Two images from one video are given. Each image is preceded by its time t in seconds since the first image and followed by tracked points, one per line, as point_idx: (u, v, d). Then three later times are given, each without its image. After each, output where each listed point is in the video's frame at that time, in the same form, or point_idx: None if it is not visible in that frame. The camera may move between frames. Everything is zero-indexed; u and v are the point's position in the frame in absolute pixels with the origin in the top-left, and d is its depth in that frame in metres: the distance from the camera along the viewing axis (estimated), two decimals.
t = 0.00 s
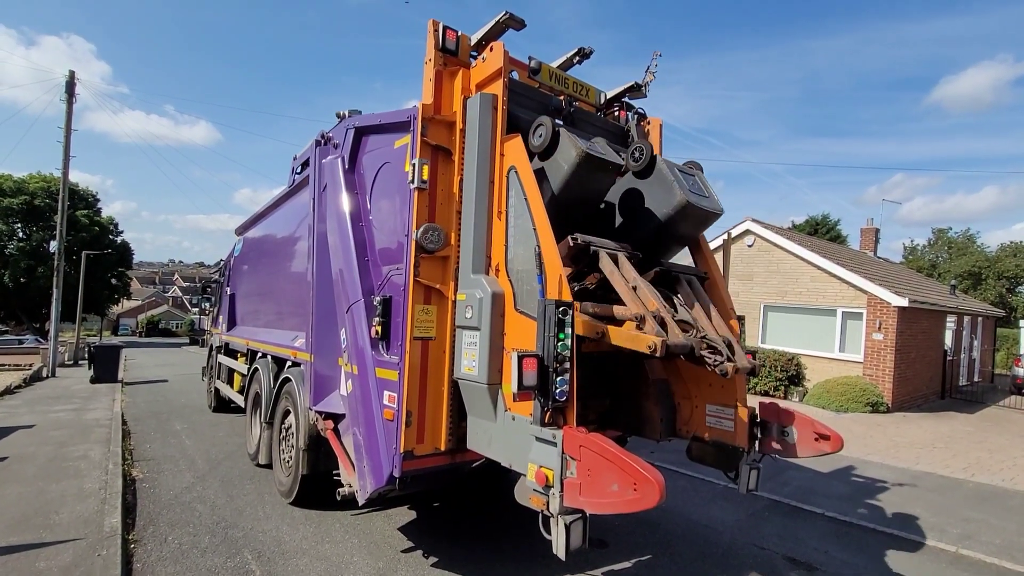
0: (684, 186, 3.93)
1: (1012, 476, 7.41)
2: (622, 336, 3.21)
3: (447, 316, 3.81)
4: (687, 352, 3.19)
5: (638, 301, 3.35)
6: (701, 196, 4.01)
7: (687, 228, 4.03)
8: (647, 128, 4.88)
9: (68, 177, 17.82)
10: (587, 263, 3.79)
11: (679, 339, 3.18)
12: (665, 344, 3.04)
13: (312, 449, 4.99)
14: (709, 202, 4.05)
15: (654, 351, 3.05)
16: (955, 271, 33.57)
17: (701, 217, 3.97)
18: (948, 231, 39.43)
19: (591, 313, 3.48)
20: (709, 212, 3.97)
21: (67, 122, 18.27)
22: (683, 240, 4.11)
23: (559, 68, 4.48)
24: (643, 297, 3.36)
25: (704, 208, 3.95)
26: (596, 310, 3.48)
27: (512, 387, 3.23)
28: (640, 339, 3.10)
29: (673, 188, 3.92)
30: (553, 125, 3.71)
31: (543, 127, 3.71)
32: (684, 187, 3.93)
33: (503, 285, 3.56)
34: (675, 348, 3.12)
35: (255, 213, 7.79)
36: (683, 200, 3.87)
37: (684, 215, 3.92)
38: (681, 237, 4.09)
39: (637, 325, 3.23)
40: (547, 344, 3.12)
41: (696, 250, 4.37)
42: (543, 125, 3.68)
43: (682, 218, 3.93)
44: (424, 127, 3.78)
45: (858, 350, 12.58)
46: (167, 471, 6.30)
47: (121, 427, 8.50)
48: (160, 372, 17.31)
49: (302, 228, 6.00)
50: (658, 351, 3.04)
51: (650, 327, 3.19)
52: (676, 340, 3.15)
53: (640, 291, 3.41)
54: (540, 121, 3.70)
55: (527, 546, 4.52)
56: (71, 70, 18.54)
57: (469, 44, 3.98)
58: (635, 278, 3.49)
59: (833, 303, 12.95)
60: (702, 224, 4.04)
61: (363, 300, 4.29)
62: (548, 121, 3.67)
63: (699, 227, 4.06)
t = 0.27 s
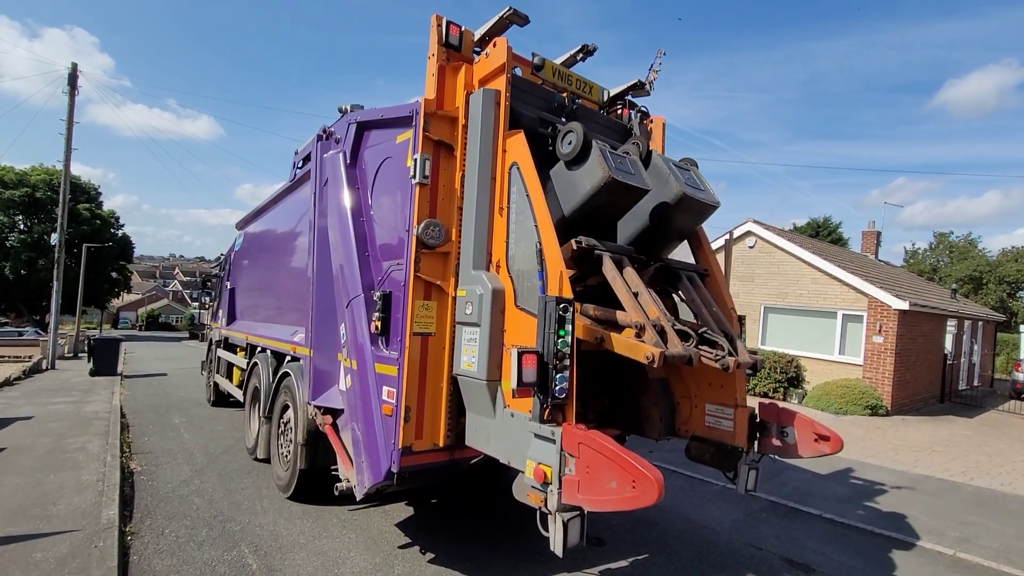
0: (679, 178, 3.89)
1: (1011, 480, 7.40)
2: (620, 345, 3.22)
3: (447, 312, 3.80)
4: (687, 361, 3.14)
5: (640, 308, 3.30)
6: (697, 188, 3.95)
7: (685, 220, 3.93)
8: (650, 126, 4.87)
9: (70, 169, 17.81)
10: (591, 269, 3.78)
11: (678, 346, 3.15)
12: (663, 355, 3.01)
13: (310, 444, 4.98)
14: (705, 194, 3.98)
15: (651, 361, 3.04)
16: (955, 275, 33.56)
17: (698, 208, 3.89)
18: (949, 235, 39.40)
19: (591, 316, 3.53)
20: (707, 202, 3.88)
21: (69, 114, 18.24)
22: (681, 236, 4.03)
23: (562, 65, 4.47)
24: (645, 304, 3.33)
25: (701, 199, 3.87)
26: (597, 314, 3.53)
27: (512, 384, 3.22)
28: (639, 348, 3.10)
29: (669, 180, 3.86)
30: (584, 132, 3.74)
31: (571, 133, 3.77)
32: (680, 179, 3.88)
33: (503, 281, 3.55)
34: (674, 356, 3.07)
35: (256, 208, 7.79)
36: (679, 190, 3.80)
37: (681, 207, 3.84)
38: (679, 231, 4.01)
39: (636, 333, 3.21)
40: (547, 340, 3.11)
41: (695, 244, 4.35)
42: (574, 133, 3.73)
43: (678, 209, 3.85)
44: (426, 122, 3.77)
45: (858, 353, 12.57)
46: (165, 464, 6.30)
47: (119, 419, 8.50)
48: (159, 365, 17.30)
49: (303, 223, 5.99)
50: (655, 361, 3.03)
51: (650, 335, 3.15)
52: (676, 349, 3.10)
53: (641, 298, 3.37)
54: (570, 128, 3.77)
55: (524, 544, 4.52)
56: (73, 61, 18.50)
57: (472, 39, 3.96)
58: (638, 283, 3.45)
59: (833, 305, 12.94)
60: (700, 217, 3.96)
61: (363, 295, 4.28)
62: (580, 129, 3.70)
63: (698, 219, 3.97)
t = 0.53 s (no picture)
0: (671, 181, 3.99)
1: (1010, 483, 7.40)
2: (621, 327, 3.17)
3: (447, 310, 3.80)
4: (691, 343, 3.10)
5: (639, 294, 3.28)
6: (689, 190, 4.05)
7: (677, 221, 4.04)
8: (651, 126, 4.85)
9: (71, 164, 17.80)
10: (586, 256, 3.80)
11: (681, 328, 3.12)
12: (665, 334, 2.98)
13: (309, 441, 4.98)
14: (698, 196, 4.08)
15: (654, 341, 3.00)
16: (955, 277, 33.56)
17: (691, 209, 3.99)
18: (950, 238, 39.39)
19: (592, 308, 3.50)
20: (699, 204, 4.00)
21: (71, 110, 18.24)
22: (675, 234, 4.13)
23: (564, 64, 4.47)
24: (643, 290, 3.31)
25: (693, 201, 3.97)
26: (598, 306, 3.50)
27: (512, 382, 3.22)
28: (640, 330, 3.06)
29: (662, 182, 3.98)
30: (553, 117, 3.66)
31: (541, 120, 3.65)
32: (673, 182, 3.98)
33: (503, 280, 3.55)
34: (677, 336, 3.04)
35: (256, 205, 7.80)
36: (672, 194, 3.91)
37: (674, 208, 3.94)
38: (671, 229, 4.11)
39: (637, 318, 3.18)
40: (546, 339, 3.11)
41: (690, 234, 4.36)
42: (543, 119, 3.62)
43: (671, 211, 3.95)
44: (427, 120, 3.76)
45: (858, 354, 12.57)
46: (164, 460, 6.30)
47: (118, 415, 8.50)
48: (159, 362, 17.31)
49: (303, 220, 5.99)
50: (659, 341, 2.99)
51: (651, 318, 3.13)
52: (678, 330, 3.06)
53: (641, 285, 3.35)
54: (540, 114, 3.66)
55: (522, 543, 4.51)
56: (74, 57, 18.48)
57: (474, 37, 3.96)
58: (637, 272, 3.43)
59: (833, 306, 12.94)
60: (693, 216, 4.06)
61: (363, 292, 4.27)
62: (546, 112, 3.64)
63: (690, 220, 4.08)
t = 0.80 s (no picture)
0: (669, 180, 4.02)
1: (1010, 484, 7.39)
2: (624, 291, 3.13)
3: (447, 309, 3.79)
4: (693, 295, 3.09)
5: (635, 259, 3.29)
6: (688, 188, 4.07)
7: (676, 218, 4.05)
8: (652, 125, 4.84)
9: (72, 163, 17.81)
10: (581, 240, 3.77)
11: (681, 283, 3.11)
12: (668, 282, 2.96)
13: (309, 440, 4.98)
14: (697, 194, 4.10)
15: (658, 291, 2.97)
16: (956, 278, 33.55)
17: (690, 207, 4.01)
18: (950, 238, 39.37)
19: (587, 286, 3.45)
20: (698, 203, 4.01)
21: (71, 108, 18.23)
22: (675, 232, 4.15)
23: (565, 63, 4.47)
24: (638, 254, 3.32)
25: (693, 199, 3.99)
26: (592, 283, 3.45)
27: (512, 381, 3.21)
28: (643, 284, 3.03)
29: (661, 180, 4.02)
30: (556, 122, 3.68)
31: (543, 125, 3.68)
32: (671, 180, 4.03)
33: (504, 279, 3.55)
34: (679, 288, 3.03)
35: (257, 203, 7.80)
36: (671, 190, 3.94)
37: (673, 205, 3.97)
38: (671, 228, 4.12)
39: (636, 277, 3.16)
40: (547, 338, 3.10)
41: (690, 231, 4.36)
42: (546, 123, 3.64)
43: (669, 208, 3.98)
44: (428, 118, 3.76)
45: (858, 355, 12.56)
46: (164, 459, 6.30)
47: (118, 414, 8.50)
48: (159, 360, 17.33)
49: (303, 219, 5.99)
50: (662, 291, 2.96)
51: (651, 275, 3.12)
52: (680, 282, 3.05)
53: (636, 252, 3.36)
54: (541, 120, 3.69)
55: (522, 542, 4.51)
56: (75, 56, 18.47)
57: (475, 36, 3.96)
58: (630, 244, 3.45)
59: (834, 307, 12.93)
60: (692, 215, 4.08)
61: (363, 291, 4.27)
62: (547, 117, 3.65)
63: (691, 218, 4.10)
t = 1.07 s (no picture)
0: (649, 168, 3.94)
1: (1011, 485, 7.39)
2: (624, 296, 3.13)
3: (447, 312, 3.79)
4: (693, 301, 3.10)
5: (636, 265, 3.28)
6: (667, 177, 4.03)
7: (659, 208, 3.98)
8: (652, 127, 4.84)
9: (71, 164, 17.81)
10: (582, 245, 3.75)
11: (681, 289, 3.12)
12: (669, 289, 2.96)
13: (309, 442, 4.98)
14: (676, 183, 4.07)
15: (658, 298, 2.98)
16: (956, 279, 33.55)
17: (672, 194, 3.95)
18: (950, 239, 39.38)
19: (588, 290, 3.45)
20: (680, 188, 3.97)
21: (71, 109, 18.23)
22: (662, 223, 4.09)
23: (565, 65, 4.47)
24: (639, 261, 3.32)
25: (674, 185, 3.94)
26: (593, 287, 3.45)
27: (512, 384, 3.21)
28: (643, 291, 3.04)
29: (641, 170, 3.91)
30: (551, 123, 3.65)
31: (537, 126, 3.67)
32: (650, 169, 3.92)
33: (504, 281, 3.55)
34: (679, 295, 3.04)
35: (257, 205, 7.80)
36: (652, 178, 3.83)
37: (656, 193, 3.88)
38: (658, 222, 4.08)
39: (636, 282, 3.17)
40: (547, 341, 3.10)
41: (689, 231, 4.37)
42: (540, 124, 3.61)
43: (653, 197, 3.89)
44: (428, 121, 3.76)
45: (858, 356, 12.56)
46: (164, 461, 6.29)
47: (118, 416, 8.50)
48: (159, 362, 17.32)
49: (303, 221, 5.99)
50: (662, 298, 2.97)
51: (651, 281, 3.12)
52: (680, 289, 3.06)
53: (637, 258, 3.36)
54: (537, 121, 3.65)
55: (522, 545, 4.50)
56: (75, 57, 18.46)
57: (475, 38, 3.96)
58: (630, 248, 3.45)
59: (834, 308, 12.93)
60: (676, 203, 4.04)
61: (364, 293, 4.27)
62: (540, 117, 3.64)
63: (674, 206, 4.03)
